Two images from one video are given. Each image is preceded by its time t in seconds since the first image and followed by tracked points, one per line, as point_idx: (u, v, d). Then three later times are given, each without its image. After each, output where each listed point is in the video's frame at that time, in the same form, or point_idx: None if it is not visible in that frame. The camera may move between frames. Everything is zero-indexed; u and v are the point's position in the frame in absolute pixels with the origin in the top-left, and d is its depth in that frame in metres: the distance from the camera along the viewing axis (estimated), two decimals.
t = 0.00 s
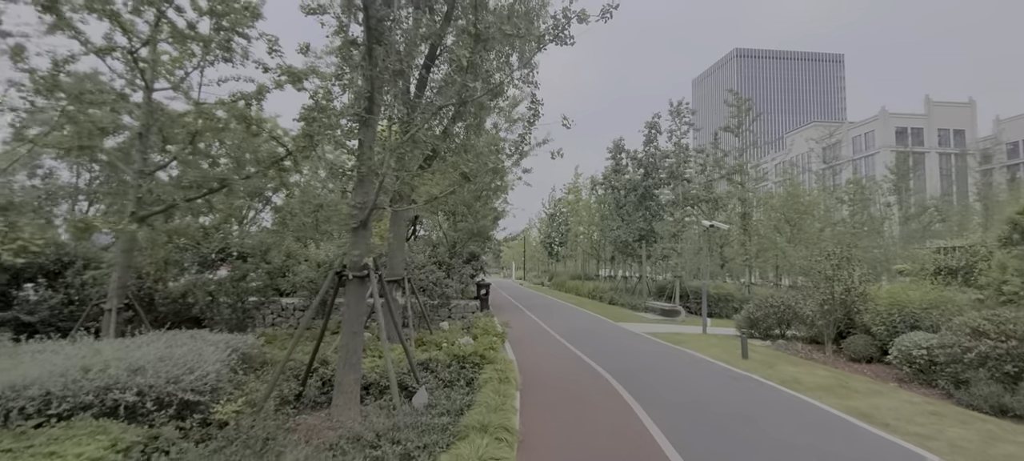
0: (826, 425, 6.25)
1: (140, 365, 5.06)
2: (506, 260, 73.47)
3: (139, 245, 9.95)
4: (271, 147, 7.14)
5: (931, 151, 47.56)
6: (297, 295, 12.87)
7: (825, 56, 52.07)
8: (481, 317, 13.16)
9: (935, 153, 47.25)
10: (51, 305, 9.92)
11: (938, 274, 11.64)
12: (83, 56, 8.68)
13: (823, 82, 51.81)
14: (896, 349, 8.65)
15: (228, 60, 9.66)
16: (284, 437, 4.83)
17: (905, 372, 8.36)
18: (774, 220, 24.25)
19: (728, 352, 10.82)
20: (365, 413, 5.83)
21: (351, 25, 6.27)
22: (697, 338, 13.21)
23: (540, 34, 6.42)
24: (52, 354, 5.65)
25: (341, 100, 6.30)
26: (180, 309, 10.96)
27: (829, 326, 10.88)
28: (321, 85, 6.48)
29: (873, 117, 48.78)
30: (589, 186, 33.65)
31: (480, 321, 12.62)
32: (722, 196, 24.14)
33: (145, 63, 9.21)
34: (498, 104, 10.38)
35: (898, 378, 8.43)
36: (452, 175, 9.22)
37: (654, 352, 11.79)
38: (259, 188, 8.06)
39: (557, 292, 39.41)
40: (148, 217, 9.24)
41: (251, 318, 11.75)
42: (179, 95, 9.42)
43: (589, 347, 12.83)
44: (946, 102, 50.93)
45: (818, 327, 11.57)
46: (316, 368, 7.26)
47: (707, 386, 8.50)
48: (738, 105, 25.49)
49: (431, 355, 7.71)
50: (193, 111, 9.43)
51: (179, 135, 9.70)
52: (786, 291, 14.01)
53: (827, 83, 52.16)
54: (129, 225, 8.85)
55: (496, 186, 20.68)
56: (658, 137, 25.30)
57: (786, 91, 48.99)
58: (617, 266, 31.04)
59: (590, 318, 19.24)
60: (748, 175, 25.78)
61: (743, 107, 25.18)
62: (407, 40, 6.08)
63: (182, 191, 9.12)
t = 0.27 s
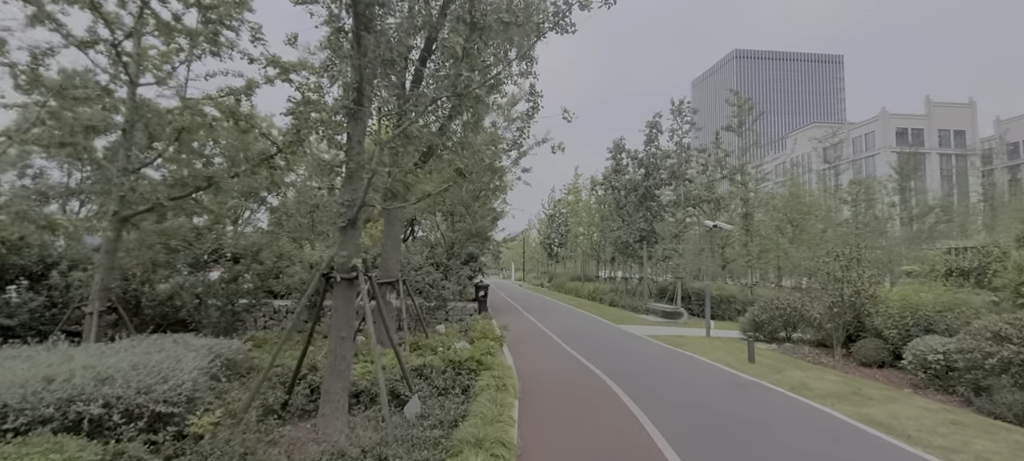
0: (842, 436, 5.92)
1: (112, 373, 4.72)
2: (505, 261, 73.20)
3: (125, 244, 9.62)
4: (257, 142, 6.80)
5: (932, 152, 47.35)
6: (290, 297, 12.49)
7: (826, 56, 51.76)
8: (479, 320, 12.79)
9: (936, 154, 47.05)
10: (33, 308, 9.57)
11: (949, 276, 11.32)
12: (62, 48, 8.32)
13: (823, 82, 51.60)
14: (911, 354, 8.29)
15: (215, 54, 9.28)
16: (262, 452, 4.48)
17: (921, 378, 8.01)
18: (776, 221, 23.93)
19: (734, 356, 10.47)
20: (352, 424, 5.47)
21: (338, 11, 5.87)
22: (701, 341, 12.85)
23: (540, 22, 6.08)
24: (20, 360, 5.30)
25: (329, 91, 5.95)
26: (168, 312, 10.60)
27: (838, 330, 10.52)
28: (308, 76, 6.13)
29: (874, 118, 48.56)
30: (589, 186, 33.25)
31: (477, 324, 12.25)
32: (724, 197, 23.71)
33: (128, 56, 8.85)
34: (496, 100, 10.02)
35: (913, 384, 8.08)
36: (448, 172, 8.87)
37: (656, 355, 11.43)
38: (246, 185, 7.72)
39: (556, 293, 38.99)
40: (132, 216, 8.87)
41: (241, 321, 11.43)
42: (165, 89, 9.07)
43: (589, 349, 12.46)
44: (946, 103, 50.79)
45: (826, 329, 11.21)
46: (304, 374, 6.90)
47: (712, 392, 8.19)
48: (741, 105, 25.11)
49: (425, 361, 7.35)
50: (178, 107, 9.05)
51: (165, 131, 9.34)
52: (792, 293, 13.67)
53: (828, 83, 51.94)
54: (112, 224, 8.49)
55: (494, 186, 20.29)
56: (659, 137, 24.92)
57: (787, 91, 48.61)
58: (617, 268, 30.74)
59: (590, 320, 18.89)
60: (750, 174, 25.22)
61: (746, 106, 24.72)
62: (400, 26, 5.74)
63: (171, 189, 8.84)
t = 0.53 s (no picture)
0: (858, 448, 5.58)
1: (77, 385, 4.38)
2: (505, 262, 72.80)
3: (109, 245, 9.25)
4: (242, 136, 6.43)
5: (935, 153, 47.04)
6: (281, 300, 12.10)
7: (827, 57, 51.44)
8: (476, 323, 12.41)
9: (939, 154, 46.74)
10: (13, 311, 9.20)
11: (962, 278, 10.96)
12: (40, 39, 7.94)
13: (825, 82, 51.28)
14: (928, 360, 7.94)
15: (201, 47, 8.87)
16: None
17: (938, 385, 7.66)
18: (780, 222, 23.57)
19: (740, 361, 10.10)
20: (337, 439, 5.09)
21: None
22: (704, 345, 12.48)
23: (540, 9, 5.71)
24: None
25: (316, 81, 5.59)
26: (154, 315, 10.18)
27: (849, 334, 10.17)
28: (294, 66, 5.76)
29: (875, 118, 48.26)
30: (589, 187, 32.85)
31: (475, 327, 11.87)
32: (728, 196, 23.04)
33: (110, 49, 8.48)
34: (494, 96, 9.65)
35: (931, 391, 7.73)
36: (443, 170, 8.50)
37: (659, 359, 11.04)
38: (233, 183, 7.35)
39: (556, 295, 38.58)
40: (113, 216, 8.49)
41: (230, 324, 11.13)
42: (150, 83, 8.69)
43: (589, 353, 12.06)
44: (948, 103, 50.50)
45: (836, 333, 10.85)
46: (291, 382, 6.52)
47: (717, 398, 7.88)
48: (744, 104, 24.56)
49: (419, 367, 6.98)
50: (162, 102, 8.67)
51: (149, 127, 8.96)
52: (798, 295, 13.32)
53: (829, 83, 51.63)
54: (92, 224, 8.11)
55: (493, 186, 19.89)
56: (661, 136, 24.52)
57: (788, 91, 48.23)
58: (618, 269, 30.36)
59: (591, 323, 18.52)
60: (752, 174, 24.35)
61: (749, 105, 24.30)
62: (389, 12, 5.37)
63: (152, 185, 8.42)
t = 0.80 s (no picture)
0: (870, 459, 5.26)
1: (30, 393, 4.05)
2: (504, 262, 72.46)
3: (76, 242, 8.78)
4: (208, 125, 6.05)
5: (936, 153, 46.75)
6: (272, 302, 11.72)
7: (827, 56, 51.07)
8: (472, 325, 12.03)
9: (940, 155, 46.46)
10: None
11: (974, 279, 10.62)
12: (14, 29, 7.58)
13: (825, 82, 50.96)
14: (943, 365, 7.61)
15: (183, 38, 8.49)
16: None
17: (954, 391, 7.34)
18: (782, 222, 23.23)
19: (745, 365, 9.74)
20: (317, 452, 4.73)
21: None
22: (707, 348, 12.13)
23: None
24: None
25: (297, 69, 5.24)
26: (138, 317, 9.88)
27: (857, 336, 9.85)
28: (274, 54, 5.38)
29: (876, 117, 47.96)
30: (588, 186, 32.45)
31: (471, 330, 11.50)
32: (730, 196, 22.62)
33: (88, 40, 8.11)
34: (490, 89, 9.27)
35: (946, 397, 7.41)
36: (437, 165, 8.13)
37: (659, 364, 10.69)
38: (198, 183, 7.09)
39: (555, 295, 38.17)
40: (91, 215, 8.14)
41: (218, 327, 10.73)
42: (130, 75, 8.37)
43: (587, 357, 11.71)
44: (949, 103, 50.20)
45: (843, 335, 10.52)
46: (273, 389, 6.16)
47: (720, 403, 7.59)
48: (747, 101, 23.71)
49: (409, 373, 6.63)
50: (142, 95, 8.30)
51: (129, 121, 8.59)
52: (803, 296, 12.99)
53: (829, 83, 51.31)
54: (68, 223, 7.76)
55: (490, 185, 19.48)
56: (661, 135, 24.14)
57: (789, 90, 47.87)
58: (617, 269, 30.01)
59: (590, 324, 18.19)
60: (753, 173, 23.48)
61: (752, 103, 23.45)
62: None
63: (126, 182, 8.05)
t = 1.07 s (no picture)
0: None
1: None
2: (503, 262, 72.13)
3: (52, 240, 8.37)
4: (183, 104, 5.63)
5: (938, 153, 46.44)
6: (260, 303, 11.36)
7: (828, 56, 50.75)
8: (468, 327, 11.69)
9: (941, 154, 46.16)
10: None
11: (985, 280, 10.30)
12: None
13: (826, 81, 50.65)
14: (958, 371, 7.28)
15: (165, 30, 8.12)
16: None
17: (971, 398, 7.01)
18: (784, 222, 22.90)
19: (749, 370, 9.40)
20: None
21: None
22: (710, 352, 11.79)
23: None
24: None
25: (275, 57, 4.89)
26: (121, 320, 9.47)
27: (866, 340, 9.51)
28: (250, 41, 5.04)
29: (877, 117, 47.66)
30: (588, 186, 32.10)
31: (466, 333, 11.15)
32: (731, 195, 22.27)
33: (64, 30, 7.77)
34: (485, 84, 8.91)
35: (961, 405, 7.09)
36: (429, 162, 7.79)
37: (659, 367, 10.37)
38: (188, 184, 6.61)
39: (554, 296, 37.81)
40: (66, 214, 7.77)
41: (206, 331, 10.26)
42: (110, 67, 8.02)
43: (585, 360, 11.38)
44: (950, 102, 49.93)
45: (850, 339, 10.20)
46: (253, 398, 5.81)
47: (721, 408, 7.30)
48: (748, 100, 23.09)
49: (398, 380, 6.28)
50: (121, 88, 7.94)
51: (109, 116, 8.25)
52: (808, 297, 12.66)
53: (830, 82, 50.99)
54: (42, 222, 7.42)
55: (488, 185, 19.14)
56: (661, 134, 23.80)
57: (790, 90, 47.54)
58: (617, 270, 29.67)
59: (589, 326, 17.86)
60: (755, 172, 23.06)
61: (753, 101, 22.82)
62: None
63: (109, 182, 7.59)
